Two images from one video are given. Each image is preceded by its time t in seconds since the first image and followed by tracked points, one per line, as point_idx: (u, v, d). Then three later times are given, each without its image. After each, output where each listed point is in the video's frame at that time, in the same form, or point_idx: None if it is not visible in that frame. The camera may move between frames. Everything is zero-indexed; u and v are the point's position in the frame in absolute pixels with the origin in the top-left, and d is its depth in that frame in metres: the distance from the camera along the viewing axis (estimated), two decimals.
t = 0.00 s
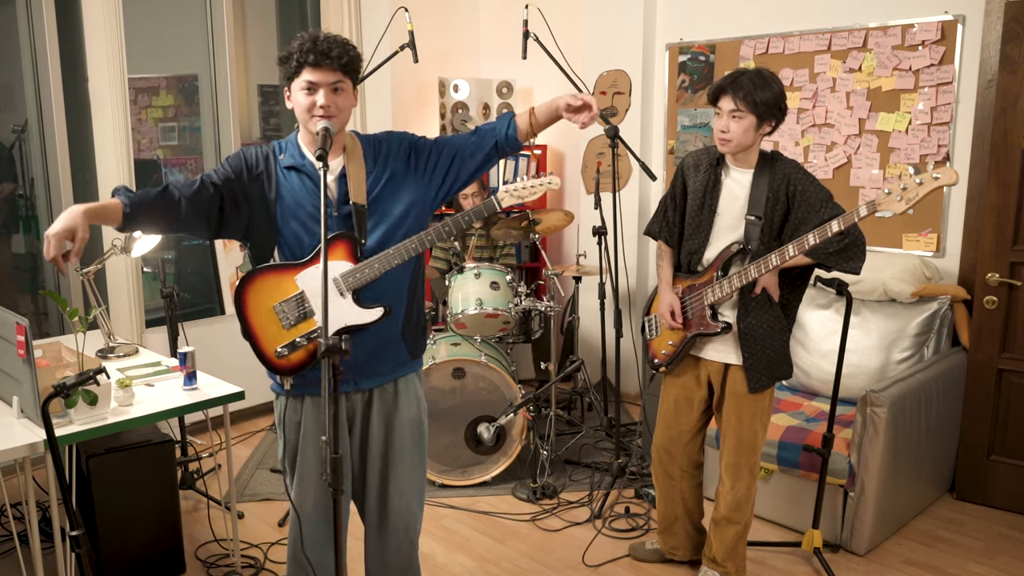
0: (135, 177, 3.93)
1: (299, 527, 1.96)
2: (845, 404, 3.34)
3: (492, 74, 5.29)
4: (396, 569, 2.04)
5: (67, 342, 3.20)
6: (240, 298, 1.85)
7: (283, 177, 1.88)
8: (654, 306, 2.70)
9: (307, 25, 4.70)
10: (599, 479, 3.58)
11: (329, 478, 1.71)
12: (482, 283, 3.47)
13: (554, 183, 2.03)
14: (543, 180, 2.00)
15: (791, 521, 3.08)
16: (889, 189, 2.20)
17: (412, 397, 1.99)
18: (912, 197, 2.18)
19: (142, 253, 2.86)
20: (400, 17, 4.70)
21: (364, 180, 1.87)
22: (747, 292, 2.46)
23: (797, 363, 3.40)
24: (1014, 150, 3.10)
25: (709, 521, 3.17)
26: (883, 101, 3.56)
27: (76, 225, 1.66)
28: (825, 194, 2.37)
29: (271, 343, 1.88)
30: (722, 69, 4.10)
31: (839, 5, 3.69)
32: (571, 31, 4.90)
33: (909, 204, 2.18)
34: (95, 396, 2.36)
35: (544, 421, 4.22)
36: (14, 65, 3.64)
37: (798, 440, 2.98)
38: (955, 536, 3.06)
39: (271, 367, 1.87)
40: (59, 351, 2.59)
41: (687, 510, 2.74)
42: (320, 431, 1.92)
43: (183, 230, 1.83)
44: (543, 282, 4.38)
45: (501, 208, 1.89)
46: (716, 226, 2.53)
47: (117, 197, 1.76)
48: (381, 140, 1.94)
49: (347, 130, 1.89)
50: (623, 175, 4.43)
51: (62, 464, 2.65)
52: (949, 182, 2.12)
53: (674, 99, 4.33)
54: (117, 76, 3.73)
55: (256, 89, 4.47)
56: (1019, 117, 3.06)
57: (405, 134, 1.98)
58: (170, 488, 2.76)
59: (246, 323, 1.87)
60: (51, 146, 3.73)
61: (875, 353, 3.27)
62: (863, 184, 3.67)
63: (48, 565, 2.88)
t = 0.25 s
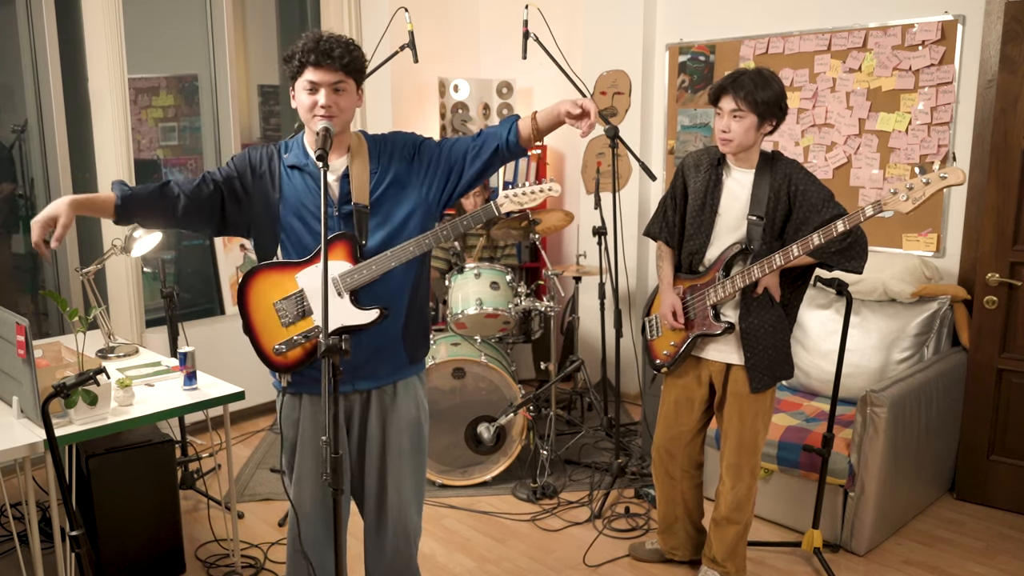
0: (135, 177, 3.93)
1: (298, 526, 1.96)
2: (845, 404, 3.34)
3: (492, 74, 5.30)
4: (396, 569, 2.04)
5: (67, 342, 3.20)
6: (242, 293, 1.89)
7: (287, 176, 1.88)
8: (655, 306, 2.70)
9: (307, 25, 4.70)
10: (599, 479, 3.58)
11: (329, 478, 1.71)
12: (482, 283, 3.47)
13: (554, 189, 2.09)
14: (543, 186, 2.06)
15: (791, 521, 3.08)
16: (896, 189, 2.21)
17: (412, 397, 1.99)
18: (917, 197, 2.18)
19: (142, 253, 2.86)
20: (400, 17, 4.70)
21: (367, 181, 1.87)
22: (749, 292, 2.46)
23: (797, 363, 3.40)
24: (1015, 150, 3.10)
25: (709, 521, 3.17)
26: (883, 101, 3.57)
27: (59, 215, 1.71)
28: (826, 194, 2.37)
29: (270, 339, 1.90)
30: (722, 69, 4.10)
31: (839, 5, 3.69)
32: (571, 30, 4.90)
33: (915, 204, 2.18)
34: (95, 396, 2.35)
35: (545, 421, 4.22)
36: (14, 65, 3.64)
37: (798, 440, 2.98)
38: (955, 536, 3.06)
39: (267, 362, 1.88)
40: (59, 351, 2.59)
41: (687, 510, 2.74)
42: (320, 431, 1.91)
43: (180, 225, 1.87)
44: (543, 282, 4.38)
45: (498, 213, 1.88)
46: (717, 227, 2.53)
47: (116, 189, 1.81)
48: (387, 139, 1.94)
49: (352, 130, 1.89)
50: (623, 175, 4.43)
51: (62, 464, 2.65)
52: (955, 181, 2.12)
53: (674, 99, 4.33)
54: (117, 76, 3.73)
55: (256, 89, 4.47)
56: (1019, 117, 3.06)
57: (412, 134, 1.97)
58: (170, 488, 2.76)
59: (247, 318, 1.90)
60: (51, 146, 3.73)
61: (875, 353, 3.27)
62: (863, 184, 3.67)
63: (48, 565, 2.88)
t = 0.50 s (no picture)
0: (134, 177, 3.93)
1: (298, 526, 1.96)
2: (845, 404, 3.34)
3: (492, 74, 5.30)
4: (396, 569, 2.04)
5: (67, 342, 3.20)
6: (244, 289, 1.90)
7: (289, 175, 1.88)
8: (655, 307, 2.70)
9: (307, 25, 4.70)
10: (599, 479, 3.58)
11: (329, 478, 1.71)
12: (482, 283, 3.47)
13: (552, 195, 2.06)
14: (541, 191, 2.03)
15: (791, 521, 3.08)
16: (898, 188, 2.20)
17: (412, 398, 1.99)
18: (919, 196, 2.18)
19: (142, 253, 2.86)
20: (400, 17, 4.70)
21: (368, 181, 1.87)
22: (750, 291, 2.46)
23: (797, 363, 3.40)
24: (1015, 150, 3.09)
25: (709, 521, 3.17)
26: (883, 101, 3.56)
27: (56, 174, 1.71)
28: (828, 193, 2.37)
29: (270, 337, 1.90)
30: (722, 69, 4.10)
31: (839, 5, 3.69)
32: (571, 30, 4.90)
33: (917, 204, 2.18)
34: (95, 397, 2.35)
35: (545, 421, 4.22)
36: (13, 65, 3.64)
37: (798, 440, 2.98)
38: (955, 536, 3.06)
39: (265, 360, 1.89)
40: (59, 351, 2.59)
41: (688, 510, 2.74)
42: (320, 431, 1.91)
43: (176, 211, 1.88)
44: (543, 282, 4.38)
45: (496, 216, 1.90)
46: (718, 227, 2.53)
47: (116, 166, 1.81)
48: (390, 139, 1.94)
49: (355, 130, 1.89)
50: (623, 175, 4.43)
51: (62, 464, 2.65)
52: (959, 180, 2.12)
53: (674, 99, 4.33)
54: (117, 75, 3.73)
55: (256, 89, 4.46)
56: (1019, 117, 3.06)
57: (416, 134, 1.97)
58: (170, 488, 2.76)
59: (249, 314, 1.91)
60: (51, 146, 3.72)
61: (875, 353, 3.27)
62: (863, 184, 3.67)
63: (48, 565, 2.88)
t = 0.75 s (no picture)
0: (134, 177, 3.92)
1: (298, 526, 1.96)
2: (845, 403, 3.34)
3: (492, 74, 5.30)
4: (396, 569, 2.04)
5: (67, 342, 3.20)
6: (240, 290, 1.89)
7: (287, 174, 1.88)
8: (656, 306, 2.70)
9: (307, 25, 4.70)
10: (599, 479, 3.58)
11: (329, 478, 1.71)
12: (482, 283, 3.47)
13: (553, 198, 2.07)
14: (543, 194, 2.05)
15: (791, 521, 3.08)
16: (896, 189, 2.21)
17: (412, 397, 1.99)
18: (918, 196, 2.18)
19: (142, 253, 2.86)
20: (400, 17, 4.70)
21: (368, 181, 1.87)
22: (751, 291, 2.46)
23: (797, 363, 3.40)
24: (1015, 150, 3.09)
25: (709, 520, 3.17)
26: (883, 101, 3.56)
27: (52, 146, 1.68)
28: (828, 194, 2.37)
29: (269, 338, 1.90)
30: (722, 69, 4.10)
31: (839, 5, 3.69)
32: (571, 30, 4.90)
33: (916, 204, 2.18)
34: (96, 397, 2.35)
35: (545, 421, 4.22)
36: (13, 65, 3.64)
37: (798, 440, 2.98)
38: (955, 536, 3.06)
39: (264, 361, 1.88)
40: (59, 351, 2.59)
41: (687, 510, 2.74)
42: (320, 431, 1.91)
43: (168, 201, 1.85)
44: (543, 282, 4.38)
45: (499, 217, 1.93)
46: (719, 226, 2.53)
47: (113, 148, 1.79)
48: (388, 139, 1.93)
49: (354, 130, 1.89)
50: (623, 175, 4.43)
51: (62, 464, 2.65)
52: (957, 181, 2.11)
53: (674, 99, 4.33)
54: (117, 75, 3.73)
55: (256, 89, 4.46)
56: (1019, 117, 3.06)
57: (414, 134, 1.97)
58: (170, 488, 2.76)
59: (245, 315, 1.90)
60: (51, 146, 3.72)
61: (875, 353, 3.28)
62: (863, 184, 3.67)
63: (48, 565, 2.88)
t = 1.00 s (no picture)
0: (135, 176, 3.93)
1: (299, 527, 1.96)
2: (845, 403, 3.34)
3: (492, 74, 5.30)
4: (396, 568, 2.04)
5: (67, 342, 3.20)
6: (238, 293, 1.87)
7: (284, 174, 1.88)
8: (656, 306, 2.70)
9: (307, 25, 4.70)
10: (599, 479, 3.58)
11: (329, 478, 1.71)
12: (482, 283, 3.47)
13: (557, 196, 2.14)
14: (547, 193, 2.10)
15: (791, 521, 3.08)
16: (892, 189, 2.21)
17: (412, 397, 1.99)
18: (914, 196, 2.19)
19: (142, 253, 2.86)
20: (400, 17, 4.70)
21: (366, 181, 1.87)
22: (750, 291, 2.45)
23: (797, 363, 3.40)
24: (1015, 150, 3.10)
25: (709, 520, 3.17)
26: (883, 101, 3.56)
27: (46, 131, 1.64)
28: (828, 193, 2.37)
29: (269, 341, 1.89)
30: (722, 69, 4.10)
31: (839, 5, 3.69)
32: (570, 30, 4.90)
33: (912, 204, 2.19)
34: (95, 396, 2.35)
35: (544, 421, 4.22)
36: (13, 65, 3.64)
37: (798, 440, 2.98)
38: (955, 536, 3.06)
39: (267, 364, 1.88)
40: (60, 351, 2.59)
41: (687, 510, 2.74)
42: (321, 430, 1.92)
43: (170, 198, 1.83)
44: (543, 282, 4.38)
45: (504, 217, 1.91)
46: (719, 226, 2.53)
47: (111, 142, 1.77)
48: (384, 139, 1.93)
49: (350, 131, 1.89)
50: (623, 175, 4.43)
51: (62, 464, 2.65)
52: (952, 181, 2.13)
53: (674, 99, 4.33)
54: (117, 75, 3.73)
55: (256, 89, 4.46)
56: (1019, 117, 3.06)
57: (409, 133, 1.97)
58: (170, 488, 2.76)
59: (244, 320, 1.88)
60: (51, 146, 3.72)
61: (875, 353, 3.28)
62: (863, 184, 3.66)
63: (48, 565, 2.88)
